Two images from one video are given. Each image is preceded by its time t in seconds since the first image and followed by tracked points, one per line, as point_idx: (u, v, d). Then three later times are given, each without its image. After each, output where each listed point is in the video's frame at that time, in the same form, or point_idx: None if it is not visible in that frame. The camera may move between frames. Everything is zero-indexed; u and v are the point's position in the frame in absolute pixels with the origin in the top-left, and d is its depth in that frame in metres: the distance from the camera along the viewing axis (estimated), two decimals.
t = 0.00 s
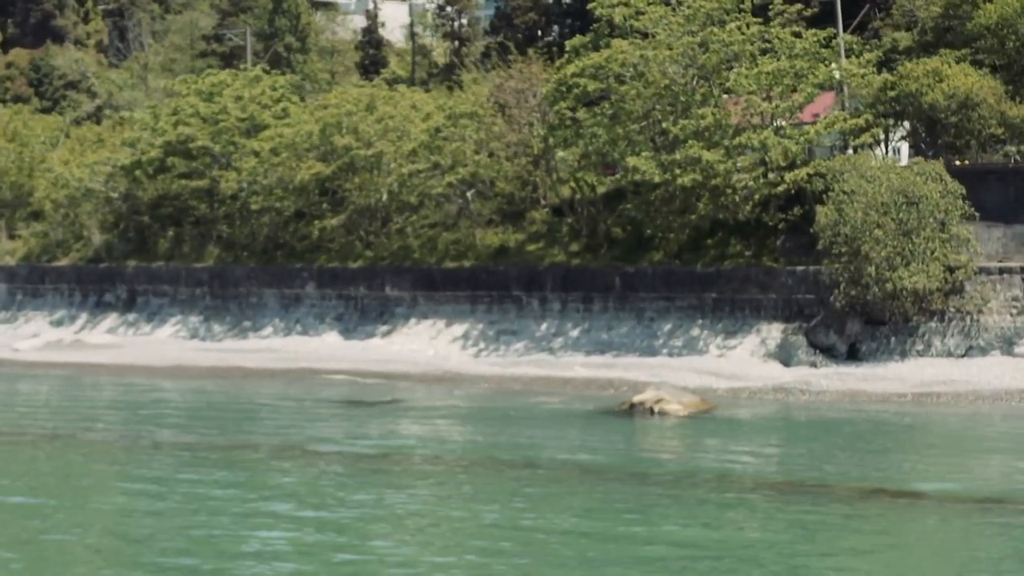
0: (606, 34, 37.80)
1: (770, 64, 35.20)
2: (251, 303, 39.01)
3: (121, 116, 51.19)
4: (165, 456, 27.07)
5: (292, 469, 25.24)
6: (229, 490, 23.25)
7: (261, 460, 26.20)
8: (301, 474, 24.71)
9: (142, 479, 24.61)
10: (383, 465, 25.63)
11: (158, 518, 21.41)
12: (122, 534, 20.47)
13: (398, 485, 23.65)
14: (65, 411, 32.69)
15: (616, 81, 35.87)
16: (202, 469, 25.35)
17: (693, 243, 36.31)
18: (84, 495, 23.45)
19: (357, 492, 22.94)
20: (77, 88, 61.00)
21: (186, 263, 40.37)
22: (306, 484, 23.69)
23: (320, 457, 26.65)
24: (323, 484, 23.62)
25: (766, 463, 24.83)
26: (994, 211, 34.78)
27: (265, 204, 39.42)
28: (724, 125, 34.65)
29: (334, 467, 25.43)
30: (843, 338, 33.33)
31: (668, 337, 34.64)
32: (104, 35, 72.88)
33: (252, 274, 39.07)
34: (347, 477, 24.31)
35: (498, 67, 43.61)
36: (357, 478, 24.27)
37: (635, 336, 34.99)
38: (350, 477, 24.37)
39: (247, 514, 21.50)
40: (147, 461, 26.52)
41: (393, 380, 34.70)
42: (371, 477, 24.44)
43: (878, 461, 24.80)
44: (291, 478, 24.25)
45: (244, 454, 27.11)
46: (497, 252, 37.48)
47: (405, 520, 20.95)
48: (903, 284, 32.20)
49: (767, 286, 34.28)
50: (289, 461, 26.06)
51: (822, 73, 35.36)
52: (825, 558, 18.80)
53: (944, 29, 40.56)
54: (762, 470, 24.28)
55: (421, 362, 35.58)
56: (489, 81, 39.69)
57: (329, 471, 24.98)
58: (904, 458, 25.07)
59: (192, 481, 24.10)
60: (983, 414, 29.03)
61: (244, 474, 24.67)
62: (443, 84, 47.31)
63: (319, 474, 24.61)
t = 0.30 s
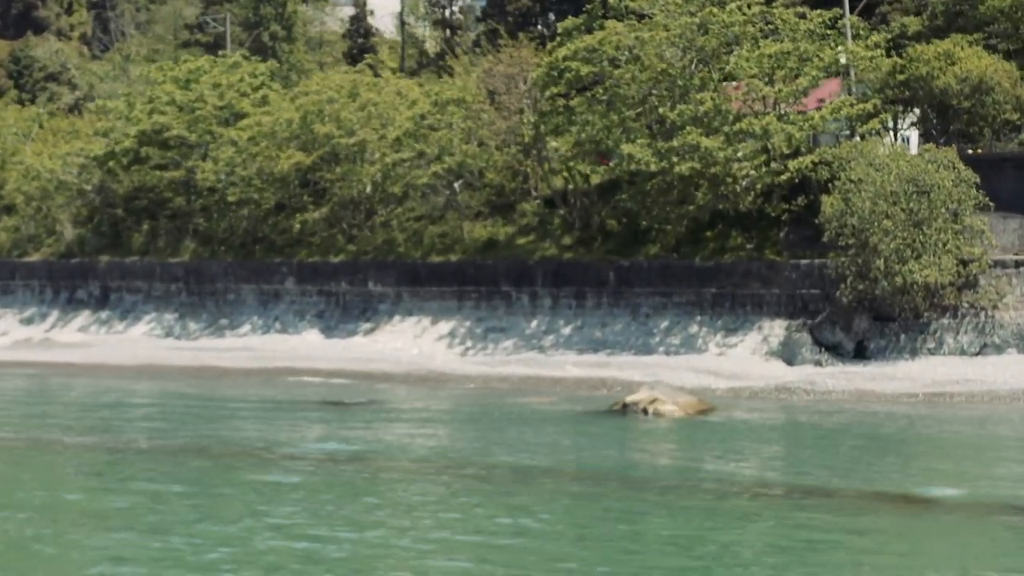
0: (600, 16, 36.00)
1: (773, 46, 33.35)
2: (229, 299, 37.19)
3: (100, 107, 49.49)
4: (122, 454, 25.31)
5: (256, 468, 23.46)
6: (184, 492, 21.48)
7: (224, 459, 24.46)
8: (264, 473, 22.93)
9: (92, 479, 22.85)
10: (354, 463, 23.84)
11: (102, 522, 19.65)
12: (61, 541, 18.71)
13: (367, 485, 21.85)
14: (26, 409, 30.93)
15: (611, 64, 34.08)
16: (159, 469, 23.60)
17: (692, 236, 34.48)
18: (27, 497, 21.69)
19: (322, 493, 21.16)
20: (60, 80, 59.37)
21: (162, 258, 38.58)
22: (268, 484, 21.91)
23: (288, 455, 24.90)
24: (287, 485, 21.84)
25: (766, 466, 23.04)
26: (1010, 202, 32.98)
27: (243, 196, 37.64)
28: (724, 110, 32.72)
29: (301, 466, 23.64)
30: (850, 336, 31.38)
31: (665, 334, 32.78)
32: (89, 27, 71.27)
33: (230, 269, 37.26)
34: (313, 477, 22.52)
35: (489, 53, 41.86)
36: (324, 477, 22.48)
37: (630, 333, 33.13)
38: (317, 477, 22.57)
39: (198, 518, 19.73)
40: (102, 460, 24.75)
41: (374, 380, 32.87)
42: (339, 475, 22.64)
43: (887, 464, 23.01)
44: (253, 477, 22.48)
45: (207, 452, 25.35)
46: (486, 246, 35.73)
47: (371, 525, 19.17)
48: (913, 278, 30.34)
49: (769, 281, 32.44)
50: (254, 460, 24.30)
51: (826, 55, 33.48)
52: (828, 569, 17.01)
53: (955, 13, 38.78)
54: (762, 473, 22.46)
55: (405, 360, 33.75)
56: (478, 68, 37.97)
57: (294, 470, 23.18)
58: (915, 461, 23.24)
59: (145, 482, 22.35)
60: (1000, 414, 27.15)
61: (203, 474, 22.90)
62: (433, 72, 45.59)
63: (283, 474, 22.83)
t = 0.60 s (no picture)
0: None
1: (775, 27, 31.58)
2: (204, 296, 35.42)
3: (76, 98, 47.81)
4: (75, 457, 23.57)
5: (215, 471, 21.74)
6: (133, 497, 19.74)
7: (183, 462, 22.72)
8: (223, 477, 21.20)
9: (35, 483, 21.10)
10: (321, 466, 22.12)
11: (39, 529, 17.90)
12: None
13: (332, 490, 20.11)
14: None
15: (604, 46, 32.38)
16: (112, 473, 21.86)
17: (689, 227, 32.70)
18: None
19: (283, 499, 19.43)
20: (38, 72, 57.75)
21: (135, 253, 36.83)
22: (225, 490, 20.17)
23: (251, 457, 23.17)
24: (246, 491, 20.11)
25: (765, 469, 21.28)
26: None
27: (219, 186, 35.82)
28: (722, 94, 30.95)
29: (263, 469, 21.91)
30: (858, 334, 29.51)
31: (661, 332, 30.98)
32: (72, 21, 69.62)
33: (205, 265, 35.49)
34: (274, 481, 20.78)
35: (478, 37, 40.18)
36: (287, 481, 20.74)
37: (625, 330, 31.31)
38: (280, 481, 20.84)
39: (144, 526, 17.99)
40: (51, 463, 22.99)
41: (352, 380, 31.03)
42: (304, 479, 20.91)
43: (896, 468, 21.26)
44: (211, 482, 20.75)
45: (166, 454, 23.61)
46: (473, 239, 34.00)
47: (333, 533, 17.42)
48: (924, 272, 28.53)
49: (772, 275, 30.58)
50: (214, 462, 22.57)
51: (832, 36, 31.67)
52: None
53: None
54: (762, 477, 20.72)
55: (386, 359, 31.94)
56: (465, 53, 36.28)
57: (255, 474, 21.44)
58: (926, 463, 21.51)
59: (93, 487, 20.61)
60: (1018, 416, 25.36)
61: (156, 479, 21.17)
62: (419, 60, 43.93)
63: (244, 478, 21.10)
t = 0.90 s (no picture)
0: None
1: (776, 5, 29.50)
2: (177, 292, 33.65)
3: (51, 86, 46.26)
4: (15, 456, 21.80)
5: (162, 473, 19.96)
6: (70, 502, 18.00)
7: (134, 463, 20.97)
8: (169, 480, 19.42)
9: None
10: (279, 467, 20.33)
11: None
12: None
13: (285, 495, 18.32)
14: None
15: (595, 26, 30.72)
16: (53, 474, 20.10)
17: (686, 218, 31.01)
18: None
19: (234, 506, 17.69)
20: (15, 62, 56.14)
21: (104, 247, 35.10)
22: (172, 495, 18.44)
23: (205, 457, 21.39)
24: (190, 497, 18.33)
25: (762, 473, 19.59)
26: None
27: (192, 177, 34.06)
28: (717, 76, 29.23)
29: (216, 470, 20.12)
30: (866, 330, 27.55)
31: (656, 329, 29.16)
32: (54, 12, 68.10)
33: (178, 259, 33.74)
34: (224, 486, 19.00)
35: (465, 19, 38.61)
36: (238, 486, 18.97)
37: (617, 328, 29.49)
38: (230, 485, 19.06)
39: (68, 538, 16.21)
40: None
41: (328, 379, 29.18)
42: (256, 483, 19.13)
43: (905, 472, 19.59)
44: (154, 486, 18.97)
45: (114, 452, 21.83)
46: (459, 231, 32.37)
47: (274, 547, 15.64)
48: (935, 264, 26.75)
49: (772, 269, 28.92)
50: (164, 463, 20.80)
51: (836, 15, 29.69)
52: None
53: None
54: (759, 483, 19.02)
55: (364, 358, 30.08)
56: (449, 36, 34.49)
57: (205, 476, 19.67)
58: (938, 469, 19.71)
59: (27, 491, 18.84)
60: None
61: (96, 479, 19.39)
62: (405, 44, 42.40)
63: (191, 481, 19.32)
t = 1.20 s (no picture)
0: None
1: None
2: (148, 289, 32.05)
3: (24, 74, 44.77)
4: None
5: (103, 480, 18.32)
6: None
7: (77, 467, 19.35)
8: (109, 488, 17.78)
9: None
10: (231, 474, 18.70)
11: None
12: None
13: (232, 504, 16.68)
14: None
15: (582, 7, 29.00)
16: None
17: (682, 209, 29.39)
18: None
19: (175, 518, 16.06)
20: None
21: (73, 242, 33.50)
22: (111, 504, 16.82)
23: (154, 462, 19.75)
24: (130, 506, 16.71)
25: (758, 480, 17.97)
26: None
27: (163, 167, 32.44)
28: (714, 58, 27.57)
29: (162, 477, 18.48)
30: (873, 328, 25.97)
31: (649, 327, 27.53)
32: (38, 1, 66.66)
33: (149, 255, 32.14)
34: (167, 494, 17.36)
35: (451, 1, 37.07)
36: (183, 495, 17.32)
37: (609, 326, 27.85)
38: (173, 494, 17.41)
39: None
40: None
41: (302, 378, 27.60)
42: (203, 491, 17.49)
43: (912, 479, 17.99)
44: (91, 495, 17.34)
45: (59, 457, 20.20)
46: (443, 223, 30.82)
47: (207, 564, 14.00)
48: (945, 257, 25.09)
49: (773, 263, 27.16)
50: (108, 468, 19.16)
51: None
52: None
53: None
54: (753, 492, 17.40)
55: (341, 357, 28.48)
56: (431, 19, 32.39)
57: (152, 483, 18.05)
58: (948, 477, 18.04)
59: None
60: None
61: (31, 488, 17.75)
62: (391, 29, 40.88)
63: (132, 488, 17.68)
